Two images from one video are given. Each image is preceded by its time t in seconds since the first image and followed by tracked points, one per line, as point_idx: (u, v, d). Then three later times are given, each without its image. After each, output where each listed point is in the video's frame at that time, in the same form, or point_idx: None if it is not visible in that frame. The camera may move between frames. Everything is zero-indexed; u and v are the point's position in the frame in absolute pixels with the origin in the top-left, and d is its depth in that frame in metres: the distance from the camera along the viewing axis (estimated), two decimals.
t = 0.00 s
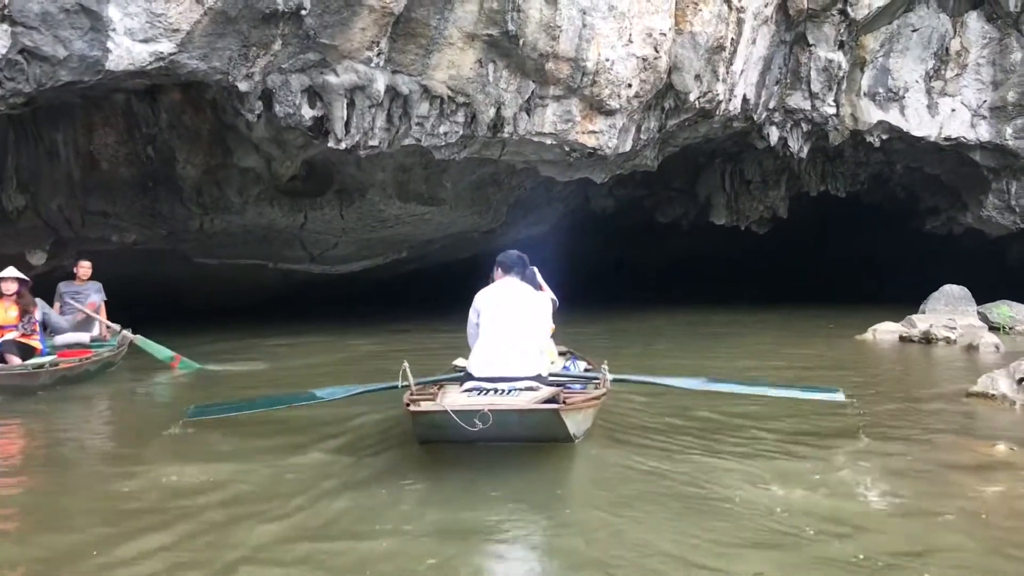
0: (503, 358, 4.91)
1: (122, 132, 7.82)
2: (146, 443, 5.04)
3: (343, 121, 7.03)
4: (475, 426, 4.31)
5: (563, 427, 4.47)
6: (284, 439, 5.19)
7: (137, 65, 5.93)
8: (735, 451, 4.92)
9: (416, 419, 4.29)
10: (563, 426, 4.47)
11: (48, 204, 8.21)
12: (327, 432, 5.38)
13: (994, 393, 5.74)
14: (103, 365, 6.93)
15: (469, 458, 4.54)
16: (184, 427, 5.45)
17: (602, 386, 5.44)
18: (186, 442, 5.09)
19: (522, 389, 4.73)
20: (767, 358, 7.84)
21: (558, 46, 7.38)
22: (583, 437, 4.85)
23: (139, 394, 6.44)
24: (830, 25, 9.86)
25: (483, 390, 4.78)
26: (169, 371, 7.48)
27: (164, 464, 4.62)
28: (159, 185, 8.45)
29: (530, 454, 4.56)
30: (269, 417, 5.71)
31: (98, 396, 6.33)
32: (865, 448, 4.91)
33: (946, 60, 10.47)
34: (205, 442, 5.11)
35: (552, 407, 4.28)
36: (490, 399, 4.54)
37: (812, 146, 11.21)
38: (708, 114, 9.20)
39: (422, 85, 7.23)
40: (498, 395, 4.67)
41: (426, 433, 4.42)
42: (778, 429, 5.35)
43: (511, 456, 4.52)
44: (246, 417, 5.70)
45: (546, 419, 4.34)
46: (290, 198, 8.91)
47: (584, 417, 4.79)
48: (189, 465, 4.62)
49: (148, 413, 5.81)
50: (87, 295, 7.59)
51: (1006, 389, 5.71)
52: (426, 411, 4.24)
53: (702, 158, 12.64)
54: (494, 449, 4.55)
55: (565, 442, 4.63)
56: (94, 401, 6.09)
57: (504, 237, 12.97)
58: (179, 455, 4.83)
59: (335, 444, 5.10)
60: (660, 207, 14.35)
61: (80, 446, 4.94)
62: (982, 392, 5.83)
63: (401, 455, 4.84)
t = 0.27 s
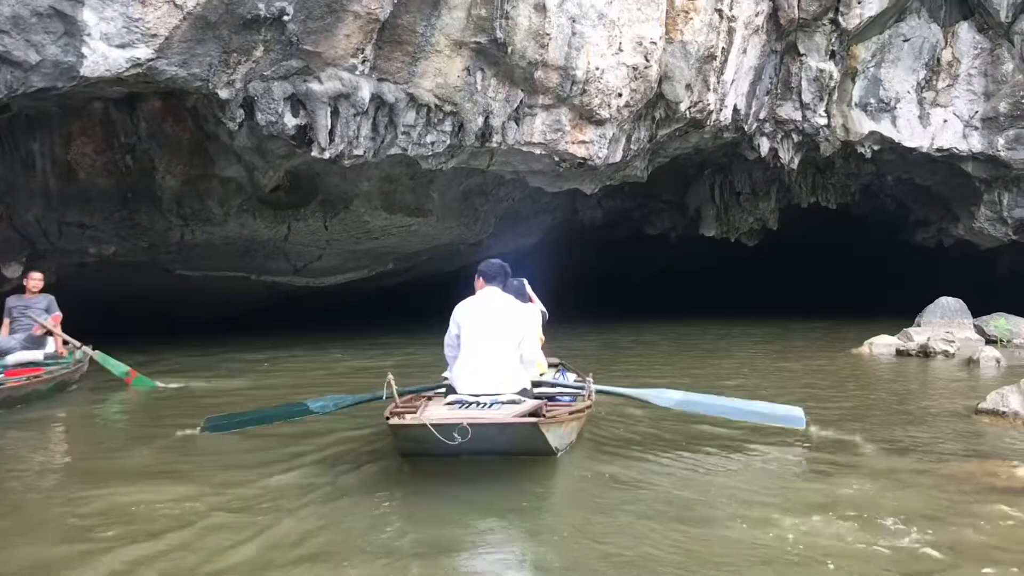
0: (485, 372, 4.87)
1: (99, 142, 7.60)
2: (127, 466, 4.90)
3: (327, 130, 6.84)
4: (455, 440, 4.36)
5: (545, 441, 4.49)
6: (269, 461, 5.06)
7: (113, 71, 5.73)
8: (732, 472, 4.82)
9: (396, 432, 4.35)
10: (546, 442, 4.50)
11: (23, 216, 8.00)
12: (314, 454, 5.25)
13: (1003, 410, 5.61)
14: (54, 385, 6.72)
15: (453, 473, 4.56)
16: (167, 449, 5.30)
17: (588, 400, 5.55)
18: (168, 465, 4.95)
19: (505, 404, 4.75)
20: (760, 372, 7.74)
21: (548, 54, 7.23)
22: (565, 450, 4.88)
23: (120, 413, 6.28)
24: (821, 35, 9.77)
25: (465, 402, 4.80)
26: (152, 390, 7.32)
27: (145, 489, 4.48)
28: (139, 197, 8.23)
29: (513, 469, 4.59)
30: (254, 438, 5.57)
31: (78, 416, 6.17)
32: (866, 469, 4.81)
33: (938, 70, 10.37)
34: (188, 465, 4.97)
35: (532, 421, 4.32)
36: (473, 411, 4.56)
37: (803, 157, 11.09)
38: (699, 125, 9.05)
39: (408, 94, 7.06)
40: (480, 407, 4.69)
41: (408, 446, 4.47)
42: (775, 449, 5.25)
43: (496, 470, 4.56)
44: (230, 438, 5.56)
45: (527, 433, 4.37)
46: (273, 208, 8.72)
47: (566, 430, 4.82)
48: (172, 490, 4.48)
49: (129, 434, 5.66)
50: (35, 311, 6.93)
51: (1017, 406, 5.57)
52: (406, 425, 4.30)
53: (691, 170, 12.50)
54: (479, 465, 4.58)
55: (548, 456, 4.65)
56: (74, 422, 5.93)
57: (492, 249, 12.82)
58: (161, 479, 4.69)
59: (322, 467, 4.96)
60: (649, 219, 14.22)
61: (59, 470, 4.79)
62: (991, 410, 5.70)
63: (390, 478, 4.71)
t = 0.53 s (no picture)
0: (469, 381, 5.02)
1: (78, 145, 7.38)
2: (106, 481, 4.72)
3: (311, 132, 6.65)
4: (436, 446, 4.41)
5: (529, 449, 4.52)
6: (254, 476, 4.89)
7: (88, 69, 5.52)
8: (732, 489, 4.69)
9: (378, 438, 4.40)
10: (529, 449, 4.53)
11: None
12: (299, 468, 5.08)
13: (1019, 423, 5.48)
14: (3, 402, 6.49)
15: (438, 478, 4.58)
16: (147, 462, 5.13)
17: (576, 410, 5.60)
18: (149, 479, 4.78)
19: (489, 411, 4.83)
20: (755, 381, 7.61)
21: (538, 55, 7.06)
22: (550, 459, 4.92)
23: (99, 425, 6.09)
24: (814, 38, 9.65)
25: (450, 410, 4.88)
26: (133, 401, 7.13)
27: (125, 505, 4.31)
28: (118, 201, 8.00)
29: (499, 477, 4.59)
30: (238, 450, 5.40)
31: (56, 429, 5.98)
32: (869, 487, 4.68)
33: (932, 75, 10.26)
34: (170, 479, 4.80)
35: (513, 428, 4.36)
36: (455, 418, 4.60)
37: (796, 163, 10.94)
38: (692, 129, 8.88)
39: (396, 95, 6.86)
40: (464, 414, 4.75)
41: (390, 453, 4.50)
42: (775, 465, 5.12)
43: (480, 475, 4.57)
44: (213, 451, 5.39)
45: (509, 439, 4.41)
46: (256, 212, 8.51)
47: (551, 438, 4.86)
48: (152, 506, 4.31)
49: (108, 447, 5.47)
50: None
51: None
52: (386, 431, 4.35)
53: (682, 176, 12.35)
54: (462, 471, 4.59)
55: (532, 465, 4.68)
56: (51, 436, 5.74)
57: (481, 256, 12.64)
58: (141, 494, 4.52)
59: (308, 482, 4.80)
60: (640, 226, 14.07)
61: (35, 486, 4.61)
62: (1005, 422, 5.58)
63: (379, 493, 4.56)
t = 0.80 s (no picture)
0: (458, 378, 5.23)
1: (59, 141, 7.17)
2: (93, 495, 4.60)
3: (299, 127, 6.46)
4: (423, 444, 4.66)
5: (513, 447, 4.76)
6: (245, 488, 4.78)
7: (68, 61, 5.33)
8: (734, 496, 4.60)
9: (366, 437, 4.64)
10: (513, 447, 4.77)
11: None
12: (291, 479, 4.97)
13: None
14: None
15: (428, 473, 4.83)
16: (134, 475, 5.00)
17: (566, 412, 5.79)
18: (136, 493, 4.66)
19: (476, 408, 5.10)
20: (752, 382, 7.52)
21: (532, 49, 6.89)
22: (537, 458, 5.13)
23: (85, 434, 5.96)
24: (811, 35, 9.50)
25: (438, 408, 5.14)
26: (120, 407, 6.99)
27: (111, 521, 4.19)
28: (100, 199, 7.79)
29: (485, 473, 4.83)
30: (227, 462, 5.28)
31: (38, 437, 5.83)
32: (873, 494, 4.60)
33: (929, 72, 10.13)
34: (157, 493, 4.67)
35: (498, 427, 4.60)
36: (442, 417, 4.86)
37: (792, 161, 10.79)
38: (688, 126, 8.71)
39: (386, 90, 6.68)
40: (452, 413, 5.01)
41: (379, 451, 4.75)
42: (776, 471, 5.04)
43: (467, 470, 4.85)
44: (201, 463, 5.27)
45: (493, 438, 4.65)
46: (243, 211, 8.32)
47: (537, 438, 5.07)
48: (139, 523, 4.19)
49: (94, 458, 5.34)
50: None
51: None
52: (375, 430, 4.59)
53: (675, 175, 12.20)
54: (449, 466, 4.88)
55: (517, 463, 4.91)
56: (35, 445, 5.60)
57: (472, 256, 12.49)
58: (129, 509, 4.40)
59: (299, 495, 4.69)
60: (632, 226, 13.94)
61: (17, 502, 4.48)
62: None
63: (372, 506, 4.45)
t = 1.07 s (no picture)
0: (451, 371, 5.24)
1: (41, 132, 6.97)
2: (77, 503, 4.46)
3: (288, 118, 6.28)
4: (412, 440, 4.67)
5: (504, 442, 4.78)
6: (235, 496, 4.65)
7: (47, 48, 5.15)
8: (738, 505, 4.49)
9: (356, 432, 4.68)
10: (503, 442, 4.79)
11: None
12: (283, 486, 4.84)
13: None
14: None
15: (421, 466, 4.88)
16: (120, 481, 4.86)
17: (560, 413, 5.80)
18: (122, 501, 4.52)
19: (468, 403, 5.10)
20: (750, 381, 7.41)
21: (527, 39, 6.72)
22: (528, 453, 5.14)
23: (70, 436, 5.81)
24: (810, 27, 9.34)
25: (429, 403, 5.15)
26: (107, 407, 6.84)
27: (96, 532, 4.06)
28: (84, 192, 7.59)
29: (477, 469, 4.85)
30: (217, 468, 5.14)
31: (22, 438, 5.69)
32: (881, 505, 4.50)
33: (928, 65, 9.99)
34: (144, 501, 4.54)
35: (487, 422, 4.62)
36: (432, 413, 4.87)
37: (789, 155, 10.65)
38: (685, 119, 8.55)
39: (378, 80, 6.49)
40: (442, 408, 5.02)
41: (370, 446, 4.78)
42: (780, 477, 4.93)
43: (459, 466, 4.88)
44: (190, 468, 5.13)
45: (483, 433, 4.67)
46: (231, 204, 8.12)
47: (528, 434, 5.07)
48: (126, 535, 4.06)
49: (79, 462, 5.20)
50: None
51: None
52: (363, 425, 4.62)
53: (670, 169, 12.04)
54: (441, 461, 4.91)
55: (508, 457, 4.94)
56: (17, 448, 5.46)
57: (465, 252, 12.33)
58: (115, 519, 4.26)
59: (290, 504, 4.55)
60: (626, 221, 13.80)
61: None
62: None
63: (365, 515, 4.34)
